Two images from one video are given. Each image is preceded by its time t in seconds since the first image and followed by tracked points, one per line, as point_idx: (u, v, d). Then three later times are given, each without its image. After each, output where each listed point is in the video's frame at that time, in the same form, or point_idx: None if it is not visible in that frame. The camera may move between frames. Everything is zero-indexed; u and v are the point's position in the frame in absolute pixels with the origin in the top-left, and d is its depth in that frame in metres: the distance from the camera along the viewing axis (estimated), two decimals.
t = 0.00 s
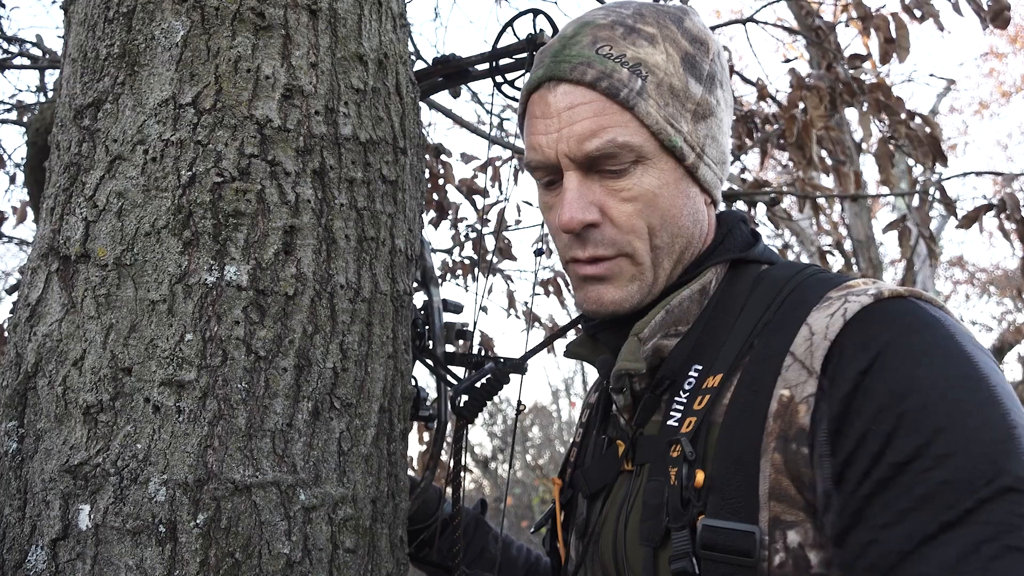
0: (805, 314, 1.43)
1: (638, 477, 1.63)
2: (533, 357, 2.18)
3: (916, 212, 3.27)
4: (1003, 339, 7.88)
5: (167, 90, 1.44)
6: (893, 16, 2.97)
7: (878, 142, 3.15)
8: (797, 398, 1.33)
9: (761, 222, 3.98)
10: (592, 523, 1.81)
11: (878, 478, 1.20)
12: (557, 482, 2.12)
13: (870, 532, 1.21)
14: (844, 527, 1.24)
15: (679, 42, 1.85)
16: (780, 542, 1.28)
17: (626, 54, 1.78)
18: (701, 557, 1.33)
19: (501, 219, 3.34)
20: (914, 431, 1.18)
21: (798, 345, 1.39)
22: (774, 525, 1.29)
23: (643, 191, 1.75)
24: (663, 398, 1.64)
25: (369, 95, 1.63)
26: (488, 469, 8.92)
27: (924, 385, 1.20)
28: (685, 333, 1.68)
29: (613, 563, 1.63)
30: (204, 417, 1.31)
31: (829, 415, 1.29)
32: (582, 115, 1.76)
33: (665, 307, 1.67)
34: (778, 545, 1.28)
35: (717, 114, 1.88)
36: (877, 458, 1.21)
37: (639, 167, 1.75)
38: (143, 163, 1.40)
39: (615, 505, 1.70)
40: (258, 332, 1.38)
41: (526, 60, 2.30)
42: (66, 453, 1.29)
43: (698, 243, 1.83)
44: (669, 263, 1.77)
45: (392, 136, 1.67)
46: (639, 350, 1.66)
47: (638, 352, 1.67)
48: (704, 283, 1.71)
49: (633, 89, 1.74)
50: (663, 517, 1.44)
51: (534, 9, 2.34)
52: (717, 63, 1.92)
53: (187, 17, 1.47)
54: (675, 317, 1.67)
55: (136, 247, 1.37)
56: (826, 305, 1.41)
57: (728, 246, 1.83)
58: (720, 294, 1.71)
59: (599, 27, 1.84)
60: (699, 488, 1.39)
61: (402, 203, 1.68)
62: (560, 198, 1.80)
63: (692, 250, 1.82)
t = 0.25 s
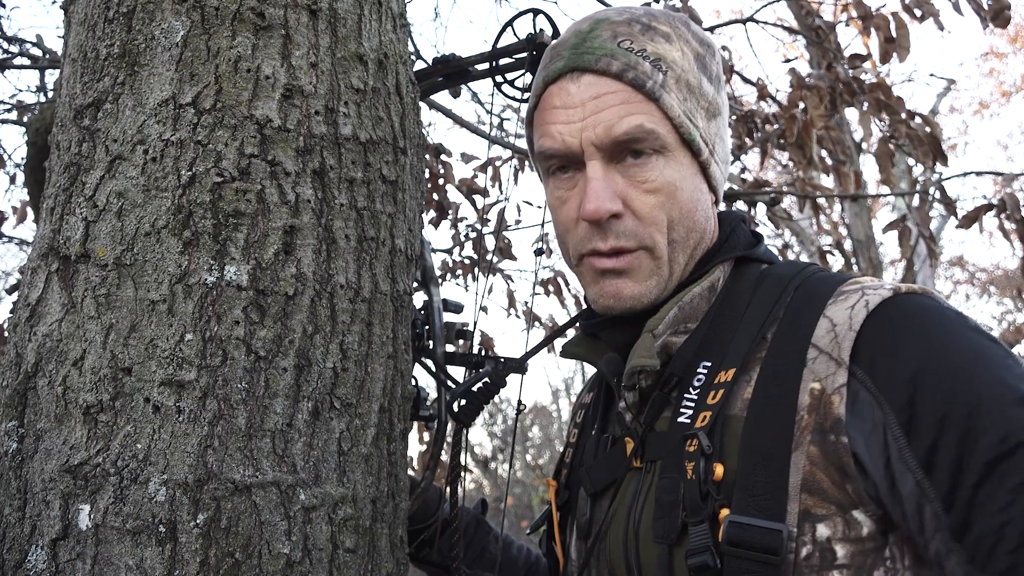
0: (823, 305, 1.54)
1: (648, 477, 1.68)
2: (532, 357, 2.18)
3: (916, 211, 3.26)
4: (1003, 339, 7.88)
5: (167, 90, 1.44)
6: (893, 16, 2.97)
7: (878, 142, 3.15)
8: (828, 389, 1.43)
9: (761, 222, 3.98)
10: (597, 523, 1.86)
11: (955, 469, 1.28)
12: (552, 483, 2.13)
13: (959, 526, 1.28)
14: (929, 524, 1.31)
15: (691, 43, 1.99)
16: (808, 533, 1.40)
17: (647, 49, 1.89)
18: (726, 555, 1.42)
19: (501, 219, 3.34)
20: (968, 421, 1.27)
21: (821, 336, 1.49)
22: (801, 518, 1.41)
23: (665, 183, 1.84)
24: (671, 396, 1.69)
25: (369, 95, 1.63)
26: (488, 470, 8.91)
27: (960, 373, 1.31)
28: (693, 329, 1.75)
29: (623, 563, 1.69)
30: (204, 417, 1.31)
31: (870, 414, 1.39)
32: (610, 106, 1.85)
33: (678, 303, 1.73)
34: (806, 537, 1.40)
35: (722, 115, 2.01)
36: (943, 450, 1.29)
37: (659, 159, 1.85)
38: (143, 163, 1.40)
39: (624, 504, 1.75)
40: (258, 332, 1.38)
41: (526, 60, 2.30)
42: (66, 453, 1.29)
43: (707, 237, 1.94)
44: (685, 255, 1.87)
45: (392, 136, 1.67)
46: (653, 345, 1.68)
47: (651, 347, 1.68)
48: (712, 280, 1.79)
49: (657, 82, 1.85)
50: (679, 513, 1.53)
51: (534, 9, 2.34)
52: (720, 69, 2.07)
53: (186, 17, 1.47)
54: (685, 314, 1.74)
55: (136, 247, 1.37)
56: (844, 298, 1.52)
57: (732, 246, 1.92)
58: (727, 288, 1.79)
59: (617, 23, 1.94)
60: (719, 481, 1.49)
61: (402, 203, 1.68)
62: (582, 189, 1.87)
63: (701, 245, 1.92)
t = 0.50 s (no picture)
0: (828, 292, 1.64)
1: (657, 473, 1.74)
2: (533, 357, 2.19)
3: (916, 211, 3.26)
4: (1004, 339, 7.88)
5: (167, 90, 1.44)
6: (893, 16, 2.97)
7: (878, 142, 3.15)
8: (843, 372, 1.53)
9: (761, 222, 3.98)
10: (602, 521, 1.91)
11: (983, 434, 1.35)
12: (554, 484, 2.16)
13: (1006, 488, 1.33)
14: (980, 490, 1.36)
15: (696, 45, 2.08)
16: (825, 521, 1.48)
17: (656, 45, 1.97)
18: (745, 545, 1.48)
19: (501, 219, 3.33)
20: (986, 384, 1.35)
21: (829, 320, 1.60)
22: (819, 504, 1.49)
23: (675, 175, 1.91)
24: (680, 390, 1.78)
25: (369, 95, 1.63)
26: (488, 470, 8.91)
27: (970, 340, 1.40)
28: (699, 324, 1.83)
29: (632, 559, 1.73)
30: (204, 417, 1.31)
31: (891, 395, 1.48)
32: (621, 99, 1.92)
33: (687, 296, 1.82)
34: (823, 525, 1.48)
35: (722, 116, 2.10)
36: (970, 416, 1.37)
37: (669, 153, 1.92)
38: (143, 163, 1.40)
39: (632, 501, 1.80)
40: (258, 332, 1.38)
41: (526, 60, 2.30)
42: (66, 453, 1.29)
43: (712, 234, 2.01)
44: (693, 248, 1.93)
45: (392, 136, 1.67)
46: (662, 337, 1.77)
47: (660, 339, 1.77)
48: (718, 275, 1.87)
49: (668, 76, 1.93)
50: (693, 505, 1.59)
51: (535, 9, 2.34)
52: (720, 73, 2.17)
53: (186, 17, 1.47)
54: (692, 308, 1.82)
55: (137, 247, 1.37)
56: (848, 283, 1.64)
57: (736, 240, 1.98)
58: (733, 283, 1.89)
59: (627, 21, 2.02)
60: (735, 471, 1.57)
61: (402, 203, 1.68)
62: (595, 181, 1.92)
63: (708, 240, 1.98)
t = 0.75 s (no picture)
0: (829, 282, 1.65)
1: (669, 469, 1.73)
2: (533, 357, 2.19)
3: (916, 211, 3.26)
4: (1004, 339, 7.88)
5: (167, 89, 1.44)
6: (893, 16, 2.97)
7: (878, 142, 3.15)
8: (852, 362, 1.53)
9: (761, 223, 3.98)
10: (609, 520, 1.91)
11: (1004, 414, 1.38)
12: (557, 485, 2.16)
13: None
14: (1005, 470, 1.39)
15: (677, 45, 2.07)
16: (841, 512, 1.48)
17: (635, 52, 1.96)
18: (759, 539, 1.47)
19: (501, 219, 3.33)
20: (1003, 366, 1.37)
21: (833, 310, 1.60)
22: (835, 495, 1.49)
23: (662, 180, 1.91)
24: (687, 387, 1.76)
25: (369, 95, 1.63)
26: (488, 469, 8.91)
27: (981, 322, 1.43)
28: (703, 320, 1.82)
29: (644, 556, 1.73)
30: (204, 417, 1.31)
31: (905, 382, 1.50)
32: (603, 109, 1.92)
33: (691, 293, 1.81)
34: (839, 516, 1.47)
35: (710, 114, 2.10)
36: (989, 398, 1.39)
37: (655, 158, 1.93)
38: (143, 163, 1.40)
39: (642, 498, 1.79)
40: (258, 332, 1.38)
41: (526, 60, 2.30)
42: (66, 453, 1.29)
43: (706, 233, 2.01)
44: (688, 251, 1.94)
45: (392, 136, 1.67)
46: (669, 333, 1.74)
47: (666, 335, 1.75)
48: (721, 270, 1.87)
49: (648, 82, 1.92)
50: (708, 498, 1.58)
51: (534, 9, 2.34)
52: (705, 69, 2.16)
53: (186, 17, 1.47)
54: (697, 304, 1.81)
55: (137, 247, 1.37)
56: (849, 273, 1.64)
57: (735, 236, 1.99)
58: (733, 277, 1.89)
59: (605, 30, 2.01)
60: (751, 464, 1.56)
61: (402, 203, 1.68)
62: (581, 192, 1.93)
63: (702, 241, 1.99)
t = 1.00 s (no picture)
0: (835, 277, 1.65)
1: (677, 467, 1.73)
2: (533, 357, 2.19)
3: (916, 211, 3.26)
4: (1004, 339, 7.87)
5: (167, 89, 1.44)
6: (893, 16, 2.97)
7: (878, 141, 3.15)
8: (859, 357, 1.53)
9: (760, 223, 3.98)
10: (614, 521, 1.91)
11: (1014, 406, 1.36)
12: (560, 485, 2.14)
13: None
14: (1017, 461, 1.38)
15: (656, 44, 2.07)
16: (851, 508, 1.48)
17: (607, 56, 1.99)
18: (772, 538, 1.47)
19: (501, 218, 3.33)
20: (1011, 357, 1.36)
21: (840, 306, 1.60)
22: (844, 491, 1.49)
23: (639, 180, 1.93)
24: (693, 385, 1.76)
25: (369, 95, 1.63)
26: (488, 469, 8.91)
27: (988, 314, 1.42)
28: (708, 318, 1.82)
29: (651, 554, 1.73)
30: (204, 417, 1.31)
31: (914, 377, 1.49)
32: (574, 114, 1.96)
33: (698, 291, 1.81)
34: (849, 512, 1.47)
35: (699, 108, 2.08)
36: (998, 390, 1.37)
37: (630, 158, 1.94)
38: (143, 163, 1.40)
39: (649, 496, 1.79)
40: (258, 332, 1.38)
41: (526, 60, 2.30)
42: (66, 453, 1.29)
43: (696, 229, 2.00)
44: (671, 248, 1.94)
45: (392, 136, 1.67)
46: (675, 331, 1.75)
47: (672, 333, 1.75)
48: (726, 269, 1.88)
49: (618, 84, 1.94)
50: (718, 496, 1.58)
51: (534, 9, 2.34)
52: (694, 64, 2.14)
53: (186, 17, 1.47)
54: (703, 303, 1.82)
55: (137, 247, 1.37)
56: (855, 268, 1.64)
57: (736, 235, 2.00)
58: (737, 276, 1.89)
59: (580, 36, 2.05)
60: (762, 460, 1.56)
61: (402, 203, 1.68)
62: (558, 198, 1.97)
63: (691, 236, 1.99)
